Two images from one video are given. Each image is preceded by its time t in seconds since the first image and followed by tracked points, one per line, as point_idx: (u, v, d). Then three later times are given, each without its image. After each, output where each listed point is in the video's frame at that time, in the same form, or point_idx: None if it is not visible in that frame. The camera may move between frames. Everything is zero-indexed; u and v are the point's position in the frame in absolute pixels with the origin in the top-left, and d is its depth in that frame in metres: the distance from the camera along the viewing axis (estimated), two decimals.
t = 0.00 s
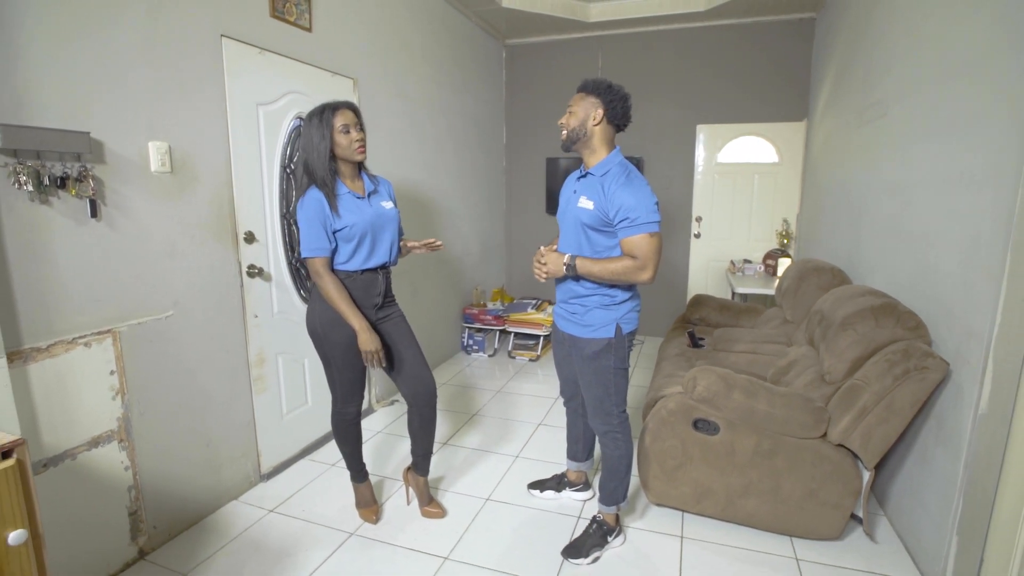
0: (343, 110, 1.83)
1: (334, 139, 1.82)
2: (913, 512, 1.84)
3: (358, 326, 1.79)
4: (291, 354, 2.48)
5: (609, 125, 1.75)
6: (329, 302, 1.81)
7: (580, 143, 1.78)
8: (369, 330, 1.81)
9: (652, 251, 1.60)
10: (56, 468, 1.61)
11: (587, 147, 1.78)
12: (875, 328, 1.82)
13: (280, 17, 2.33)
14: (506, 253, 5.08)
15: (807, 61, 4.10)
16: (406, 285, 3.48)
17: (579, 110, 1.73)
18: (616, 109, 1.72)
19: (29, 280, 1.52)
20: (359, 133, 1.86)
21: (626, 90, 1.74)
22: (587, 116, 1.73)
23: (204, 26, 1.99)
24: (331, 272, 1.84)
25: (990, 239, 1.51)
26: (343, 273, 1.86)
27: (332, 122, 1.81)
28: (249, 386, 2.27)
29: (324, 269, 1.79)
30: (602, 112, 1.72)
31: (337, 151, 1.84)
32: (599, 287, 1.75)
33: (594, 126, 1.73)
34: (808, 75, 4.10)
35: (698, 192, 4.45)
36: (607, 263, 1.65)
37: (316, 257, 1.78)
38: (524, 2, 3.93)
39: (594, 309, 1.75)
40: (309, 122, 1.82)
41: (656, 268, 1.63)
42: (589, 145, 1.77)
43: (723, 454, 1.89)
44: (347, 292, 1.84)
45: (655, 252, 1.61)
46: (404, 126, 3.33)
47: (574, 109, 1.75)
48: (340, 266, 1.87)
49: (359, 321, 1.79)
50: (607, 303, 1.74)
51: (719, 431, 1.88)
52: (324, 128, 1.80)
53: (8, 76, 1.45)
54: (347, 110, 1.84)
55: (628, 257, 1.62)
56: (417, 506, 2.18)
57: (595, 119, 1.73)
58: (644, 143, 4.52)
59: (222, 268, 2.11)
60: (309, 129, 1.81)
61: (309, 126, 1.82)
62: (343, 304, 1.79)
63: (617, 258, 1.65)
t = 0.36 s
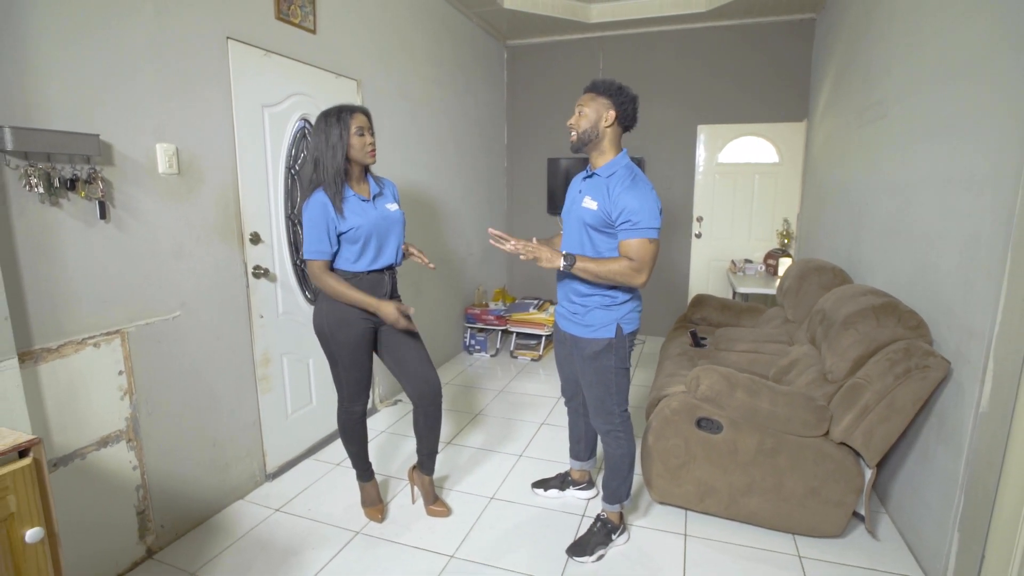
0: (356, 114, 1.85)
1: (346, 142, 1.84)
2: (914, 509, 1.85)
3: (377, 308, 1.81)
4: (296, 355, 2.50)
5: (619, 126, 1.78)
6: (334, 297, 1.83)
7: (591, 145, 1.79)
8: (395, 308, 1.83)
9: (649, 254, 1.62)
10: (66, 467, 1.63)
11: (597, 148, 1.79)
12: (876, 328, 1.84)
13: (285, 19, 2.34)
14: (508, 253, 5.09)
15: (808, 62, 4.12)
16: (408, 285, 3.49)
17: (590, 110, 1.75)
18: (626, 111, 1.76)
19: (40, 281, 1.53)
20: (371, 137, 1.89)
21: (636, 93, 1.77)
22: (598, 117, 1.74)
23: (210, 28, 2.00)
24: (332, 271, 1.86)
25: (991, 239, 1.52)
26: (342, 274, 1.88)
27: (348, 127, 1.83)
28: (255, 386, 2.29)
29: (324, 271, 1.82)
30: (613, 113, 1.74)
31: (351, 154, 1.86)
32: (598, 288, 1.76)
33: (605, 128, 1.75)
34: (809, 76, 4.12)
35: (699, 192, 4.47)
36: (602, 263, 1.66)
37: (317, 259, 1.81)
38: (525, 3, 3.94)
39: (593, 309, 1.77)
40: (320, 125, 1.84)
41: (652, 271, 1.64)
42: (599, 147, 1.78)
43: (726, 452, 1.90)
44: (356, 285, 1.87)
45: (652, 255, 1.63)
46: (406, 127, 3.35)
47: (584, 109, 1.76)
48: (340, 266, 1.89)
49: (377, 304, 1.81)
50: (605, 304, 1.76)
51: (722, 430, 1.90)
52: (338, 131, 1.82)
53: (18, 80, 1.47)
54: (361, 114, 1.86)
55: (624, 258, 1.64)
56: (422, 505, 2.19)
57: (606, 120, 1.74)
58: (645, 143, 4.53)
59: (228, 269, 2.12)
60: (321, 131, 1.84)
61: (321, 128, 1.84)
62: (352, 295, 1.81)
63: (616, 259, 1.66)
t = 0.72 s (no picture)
0: (360, 113, 1.87)
1: (354, 140, 1.85)
2: (922, 512, 1.84)
3: (387, 273, 1.82)
4: (300, 355, 2.50)
5: (617, 126, 1.75)
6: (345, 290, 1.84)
7: (590, 149, 1.79)
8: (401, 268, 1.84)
9: (639, 258, 1.61)
10: (71, 468, 1.63)
11: (596, 151, 1.78)
12: (884, 329, 1.82)
13: (288, 19, 2.34)
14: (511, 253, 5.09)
15: (813, 60, 4.09)
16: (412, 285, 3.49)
17: (587, 114, 1.74)
18: (623, 109, 1.72)
19: (45, 281, 1.53)
20: (373, 131, 1.89)
21: (633, 89, 1.73)
22: (594, 121, 1.74)
23: (214, 29, 2.00)
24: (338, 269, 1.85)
25: (1000, 238, 1.51)
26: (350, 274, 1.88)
27: (349, 121, 1.83)
28: (258, 386, 2.29)
29: (328, 269, 1.82)
30: (609, 115, 1.72)
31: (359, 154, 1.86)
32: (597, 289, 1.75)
33: (602, 130, 1.74)
34: (814, 74, 4.10)
35: (703, 192, 4.45)
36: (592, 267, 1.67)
37: (322, 258, 1.81)
38: (529, 3, 3.93)
39: (592, 309, 1.76)
40: (328, 123, 1.84)
41: (643, 276, 1.63)
42: (598, 150, 1.78)
43: (731, 454, 1.89)
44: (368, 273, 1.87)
45: (643, 260, 1.62)
46: (410, 127, 3.34)
47: (582, 113, 1.76)
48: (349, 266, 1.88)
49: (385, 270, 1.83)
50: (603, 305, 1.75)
51: (728, 431, 1.89)
52: (346, 129, 1.83)
53: (22, 82, 1.47)
54: (363, 114, 1.88)
55: (615, 262, 1.64)
56: (426, 506, 2.19)
57: (601, 122, 1.73)
58: (650, 142, 4.52)
59: (232, 270, 2.13)
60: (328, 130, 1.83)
61: (328, 127, 1.84)
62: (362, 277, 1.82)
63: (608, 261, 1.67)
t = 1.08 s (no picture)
0: (377, 119, 1.85)
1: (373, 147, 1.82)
2: (939, 523, 1.79)
3: (390, 288, 1.81)
4: (305, 359, 2.48)
5: (616, 133, 1.72)
6: (347, 297, 1.83)
7: (586, 151, 1.76)
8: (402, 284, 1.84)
9: (610, 256, 1.57)
10: (74, 474, 1.62)
11: (592, 154, 1.76)
12: (899, 336, 1.77)
13: (293, 21, 2.32)
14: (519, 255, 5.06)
15: (825, 59, 4.03)
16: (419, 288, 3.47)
17: (587, 117, 1.71)
18: (623, 118, 1.69)
19: (48, 287, 1.53)
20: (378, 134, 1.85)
21: (637, 101, 1.71)
22: (593, 124, 1.71)
23: (219, 32, 1.99)
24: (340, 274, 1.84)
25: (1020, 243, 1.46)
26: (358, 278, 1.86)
27: (355, 123, 1.80)
28: (264, 390, 2.28)
29: (328, 273, 1.80)
30: (609, 121, 1.70)
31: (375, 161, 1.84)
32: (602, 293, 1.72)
33: (599, 135, 1.71)
34: (826, 74, 4.03)
35: (713, 193, 4.40)
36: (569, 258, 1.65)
37: (324, 263, 1.80)
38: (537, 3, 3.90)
39: (596, 313, 1.73)
40: (347, 128, 1.79)
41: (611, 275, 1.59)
42: (594, 153, 1.76)
43: (742, 462, 1.85)
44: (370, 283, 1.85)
45: (615, 259, 1.57)
46: (417, 129, 3.32)
47: (583, 115, 1.72)
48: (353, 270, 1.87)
49: (389, 283, 1.81)
50: (607, 308, 1.71)
51: (737, 439, 1.85)
52: (369, 136, 1.80)
53: (26, 87, 1.47)
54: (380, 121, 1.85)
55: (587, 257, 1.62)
56: (431, 512, 2.17)
57: (601, 126, 1.70)
58: (659, 143, 4.47)
59: (237, 274, 2.12)
60: (349, 135, 1.79)
61: (348, 131, 1.79)
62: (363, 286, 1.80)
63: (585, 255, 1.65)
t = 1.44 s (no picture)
0: (384, 120, 1.82)
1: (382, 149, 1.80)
2: (957, 537, 1.73)
3: (395, 323, 1.79)
4: (309, 363, 2.46)
5: (641, 132, 1.68)
6: (350, 308, 1.78)
7: (608, 150, 1.71)
8: (408, 322, 1.83)
9: (611, 256, 1.53)
10: (74, 480, 1.60)
11: (614, 153, 1.71)
12: (916, 344, 1.71)
13: (297, 22, 2.30)
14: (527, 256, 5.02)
15: (838, 58, 3.95)
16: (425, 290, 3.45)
17: (610, 113, 1.66)
18: (650, 117, 1.66)
19: (47, 292, 1.51)
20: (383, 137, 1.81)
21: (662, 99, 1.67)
22: (618, 121, 1.66)
23: (221, 34, 1.98)
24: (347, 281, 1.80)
25: None
26: (363, 282, 1.82)
27: (361, 127, 1.76)
28: (266, 395, 2.26)
29: (340, 279, 1.75)
30: (636, 118, 1.65)
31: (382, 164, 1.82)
32: (613, 301, 1.68)
33: (625, 132, 1.66)
34: (840, 72, 3.96)
35: (724, 194, 4.34)
36: (578, 249, 1.65)
37: (331, 269, 1.75)
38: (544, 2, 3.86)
39: (606, 321, 1.69)
40: (354, 129, 1.76)
41: (608, 273, 1.55)
42: (616, 152, 1.70)
43: (752, 472, 1.80)
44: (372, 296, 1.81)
45: (617, 260, 1.54)
46: (423, 130, 3.30)
47: (605, 111, 1.67)
48: (357, 275, 1.83)
49: (395, 318, 1.79)
50: (618, 316, 1.67)
51: (747, 448, 1.80)
52: (377, 138, 1.78)
53: (22, 90, 1.45)
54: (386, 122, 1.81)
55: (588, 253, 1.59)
56: (434, 519, 2.13)
57: (628, 124, 1.65)
58: (668, 143, 4.42)
59: (239, 277, 2.10)
60: (357, 136, 1.76)
61: (356, 133, 1.76)
62: (371, 308, 1.76)
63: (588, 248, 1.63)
